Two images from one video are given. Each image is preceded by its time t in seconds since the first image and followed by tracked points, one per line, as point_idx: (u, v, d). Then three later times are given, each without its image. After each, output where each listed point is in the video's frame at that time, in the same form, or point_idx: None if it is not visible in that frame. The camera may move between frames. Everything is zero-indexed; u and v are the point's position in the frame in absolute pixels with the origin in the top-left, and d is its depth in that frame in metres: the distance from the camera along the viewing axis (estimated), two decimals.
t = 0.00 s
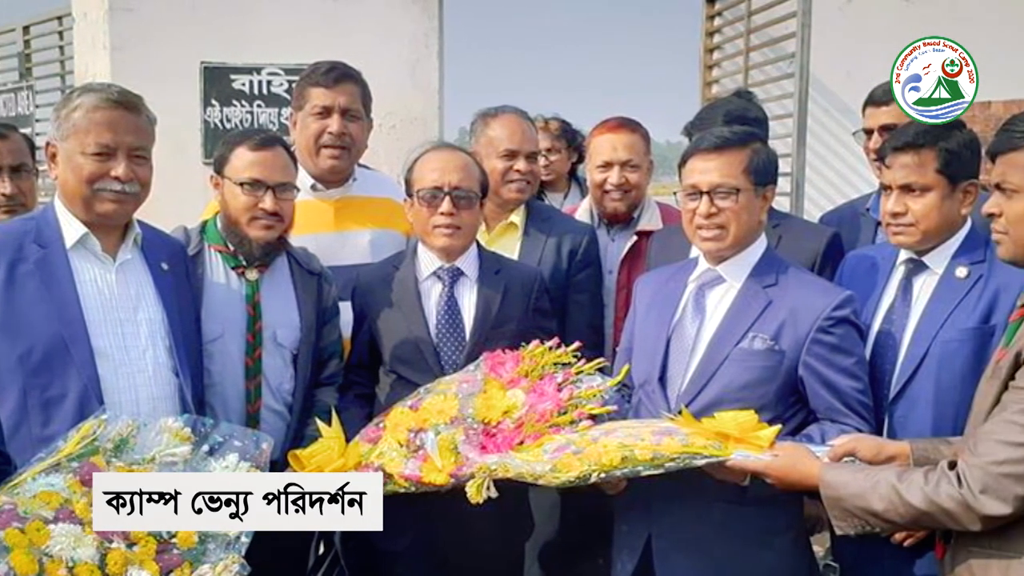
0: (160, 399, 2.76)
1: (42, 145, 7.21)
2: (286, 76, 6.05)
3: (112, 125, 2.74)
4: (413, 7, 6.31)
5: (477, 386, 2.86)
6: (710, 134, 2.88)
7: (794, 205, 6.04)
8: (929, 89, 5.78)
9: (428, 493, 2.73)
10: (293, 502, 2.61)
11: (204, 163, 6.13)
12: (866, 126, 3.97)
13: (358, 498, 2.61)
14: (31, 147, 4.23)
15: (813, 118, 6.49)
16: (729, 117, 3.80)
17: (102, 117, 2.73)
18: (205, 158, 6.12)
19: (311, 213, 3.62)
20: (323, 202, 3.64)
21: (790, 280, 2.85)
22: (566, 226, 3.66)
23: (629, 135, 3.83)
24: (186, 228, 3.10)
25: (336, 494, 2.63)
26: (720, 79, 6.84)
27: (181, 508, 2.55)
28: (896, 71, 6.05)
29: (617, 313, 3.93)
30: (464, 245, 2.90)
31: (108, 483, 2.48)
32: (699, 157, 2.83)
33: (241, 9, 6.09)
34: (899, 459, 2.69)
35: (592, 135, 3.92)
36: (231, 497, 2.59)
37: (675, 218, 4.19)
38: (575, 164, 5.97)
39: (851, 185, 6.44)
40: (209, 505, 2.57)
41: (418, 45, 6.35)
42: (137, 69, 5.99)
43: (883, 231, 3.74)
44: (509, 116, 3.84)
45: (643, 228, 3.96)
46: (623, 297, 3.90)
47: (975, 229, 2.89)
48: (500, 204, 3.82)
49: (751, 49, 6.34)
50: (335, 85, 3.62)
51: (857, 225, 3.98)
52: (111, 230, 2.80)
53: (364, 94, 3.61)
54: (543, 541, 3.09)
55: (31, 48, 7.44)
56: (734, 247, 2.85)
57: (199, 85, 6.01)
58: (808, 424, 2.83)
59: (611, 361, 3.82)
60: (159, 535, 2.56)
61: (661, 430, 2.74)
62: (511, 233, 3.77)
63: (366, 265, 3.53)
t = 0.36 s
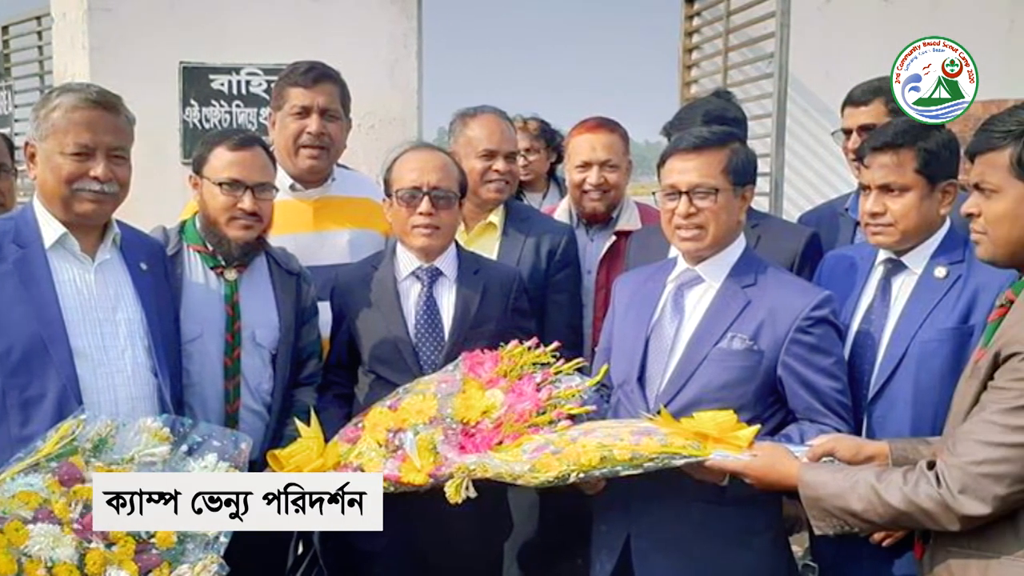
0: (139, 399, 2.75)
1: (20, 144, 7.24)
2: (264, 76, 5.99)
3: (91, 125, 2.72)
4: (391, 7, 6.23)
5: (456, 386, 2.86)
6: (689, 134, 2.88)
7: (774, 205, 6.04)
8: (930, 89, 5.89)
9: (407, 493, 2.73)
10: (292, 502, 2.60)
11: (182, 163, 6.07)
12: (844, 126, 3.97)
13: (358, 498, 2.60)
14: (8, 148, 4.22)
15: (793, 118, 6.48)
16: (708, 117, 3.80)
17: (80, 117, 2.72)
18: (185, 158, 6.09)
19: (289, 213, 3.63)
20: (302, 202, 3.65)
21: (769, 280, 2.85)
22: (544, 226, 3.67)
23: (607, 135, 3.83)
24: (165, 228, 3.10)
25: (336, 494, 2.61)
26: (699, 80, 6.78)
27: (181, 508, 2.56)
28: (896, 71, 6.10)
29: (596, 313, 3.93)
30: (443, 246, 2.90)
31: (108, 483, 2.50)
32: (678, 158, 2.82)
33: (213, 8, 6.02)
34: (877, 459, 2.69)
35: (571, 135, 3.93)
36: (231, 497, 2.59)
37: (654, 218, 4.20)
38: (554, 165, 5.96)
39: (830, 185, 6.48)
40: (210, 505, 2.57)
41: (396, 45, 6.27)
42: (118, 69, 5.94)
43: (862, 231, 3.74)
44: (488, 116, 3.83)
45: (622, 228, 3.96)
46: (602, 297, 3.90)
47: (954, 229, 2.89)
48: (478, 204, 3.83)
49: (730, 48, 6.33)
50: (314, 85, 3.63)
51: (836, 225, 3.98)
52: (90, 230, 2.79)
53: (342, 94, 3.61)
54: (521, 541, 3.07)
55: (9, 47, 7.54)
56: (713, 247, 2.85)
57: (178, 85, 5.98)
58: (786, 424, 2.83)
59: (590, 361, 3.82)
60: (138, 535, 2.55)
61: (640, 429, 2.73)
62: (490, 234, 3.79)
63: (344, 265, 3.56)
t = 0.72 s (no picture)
0: (117, 398, 2.75)
1: None
2: (243, 76, 5.99)
3: (70, 125, 2.71)
4: (370, 7, 6.20)
5: (435, 386, 2.85)
6: (668, 134, 2.88)
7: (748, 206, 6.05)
8: (929, 88, 6.27)
9: (385, 493, 2.74)
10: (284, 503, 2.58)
11: (162, 163, 6.09)
12: (823, 126, 3.97)
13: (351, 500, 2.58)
14: None
15: (771, 118, 6.41)
16: (687, 117, 3.80)
17: (60, 117, 2.70)
18: (163, 158, 6.13)
19: (268, 213, 3.64)
20: (281, 202, 3.66)
21: (748, 280, 2.86)
22: (523, 226, 3.68)
23: (586, 135, 3.84)
24: (144, 228, 3.09)
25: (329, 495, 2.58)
26: (678, 79, 6.73)
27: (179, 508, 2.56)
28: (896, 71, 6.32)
29: (575, 313, 3.94)
30: (422, 246, 2.90)
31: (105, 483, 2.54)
32: (657, 157, 2.82)
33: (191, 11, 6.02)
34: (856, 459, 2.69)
35: (550, 136, 3.93)
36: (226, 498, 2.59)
37: (633, 218, 4.21)
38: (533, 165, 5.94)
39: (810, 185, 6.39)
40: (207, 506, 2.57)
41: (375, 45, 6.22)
42: (96, 69, 5.98)
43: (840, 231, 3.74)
44: (466, 116, 3.83)
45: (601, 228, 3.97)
46: (581, 297, 3.91)
47: (933, 229, 2.89)
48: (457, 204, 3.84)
49: (708, 48, 6.31)
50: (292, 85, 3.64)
51: (815, 225, 3.98)
52: (69, 230, 2.78)
53: (321, 94, 3.64)
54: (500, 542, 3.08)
55: None
56: (692, 247, 2.85)
57: (156, 85, 6.01)
58: (765, 424, 2.83)
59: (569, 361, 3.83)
60: (117, 535, 2.53)
61: (619, 429, 2.73)
62: (469, 233, 3.78)
63: (323, 265, 3.57)
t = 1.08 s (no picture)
0: (96, 398, 2.75)
1: None
2: (223, 76, 6.07)
3: (48, 125, 2.70)
4: (349, 7, 6.21)
5: (414, 386, 2.85)
6: (647, 134, 2.88)
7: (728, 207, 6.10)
8: (930, 88, 6.31)
9: (364, 493, 2.74)
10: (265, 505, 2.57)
11: (140, 163, 6.18)
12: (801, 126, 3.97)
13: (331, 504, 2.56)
14: None
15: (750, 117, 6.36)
16: (666, 117, 3.80)
17: (38, 117, 2.69)
18: (142, 158, 6.19)
19: (247, 213, 3.65)
20: (259, 202, 3.66)
21: (727, 280, 2.86)
22: (502, 226, 3.69)
23: (565, 136, 3.84)
24: (123, 228, 3.09)
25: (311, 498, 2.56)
26: (657, 80, 6.73)
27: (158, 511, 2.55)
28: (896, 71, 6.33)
29: (553, 313, 3.93)
30: (401, 246, 2.91)
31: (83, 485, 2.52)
32: (636, 157, 2.82)
33: (176, 10, 6.03)
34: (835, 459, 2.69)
35: (529, 135, 3.94)
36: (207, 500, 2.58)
37: (612, 219, 4.21)
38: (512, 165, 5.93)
39: (788, 184, 6.43)
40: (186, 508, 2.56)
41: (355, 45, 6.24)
42: (73, 69, 6.00)
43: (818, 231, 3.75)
44: (445, 116, 3.82)
45: (580, 228, 3.98)
46: (559, 297, 3.91)
47: (912, 229, 2.89)
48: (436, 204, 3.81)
49: (688, 49, 6.30)
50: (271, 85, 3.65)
51: (793, 225, 3.98)
52: (48, 230, 2.77)
53: (300, 94, 3.64)
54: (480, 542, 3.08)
55: None
56: (671, 247, 2.85)
57: (135, 85, 6.05)
58: (744, 424, 2.83)
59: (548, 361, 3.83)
60: (96, 535, 2.52)
61: (597, 429, 2.73)
62: (447, 233, 3.80)
63: (302, 265, 3.59)
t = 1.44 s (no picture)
0: (75, 398, 2.75)
1: None
2: (201, 76, 6.11)
3: (27, 125, 2.69)
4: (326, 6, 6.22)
5: (393, 386, 2.86)
6: (626, 134, 2.88)
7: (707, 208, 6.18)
8: (930, 89, 6.23)
9: (343, 493, 2.74)
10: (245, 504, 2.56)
11: (118, 164, 6.24)
12: (780, 126, 3.97)
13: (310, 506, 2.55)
14: None
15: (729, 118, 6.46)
16: (645, 117, 3.79)
17: (17, 117, 2.69)
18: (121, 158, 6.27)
19: (226, 213, 3.67)
20: (239, 202, 3.69)
21: (706, 280, 2.87)
22: (481, 226, 3.70)
23: (544, 136, 3.86)
24: (102, 228, 3.09)
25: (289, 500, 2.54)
26: (636, 79, 6.66)
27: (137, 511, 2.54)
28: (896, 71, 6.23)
29: (532, 312, 3.95)
30: (380, 245, 2.92)
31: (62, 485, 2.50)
32: (615, 157, 2.82)
33: (151, 8, 6.10)
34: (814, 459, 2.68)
35: (508, 135, 3.96)
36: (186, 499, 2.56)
37: (590, 218, 4.23)
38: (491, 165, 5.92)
39: (766, 184, 6.59)
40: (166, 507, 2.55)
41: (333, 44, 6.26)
42: (52, 69, 6.05)
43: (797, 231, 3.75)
44: (424, 116, 3.82)
45: (558, 228, 4.00)
46: (538, 297, 3.92)
47: (891, 229, 2.89)
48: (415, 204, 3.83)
49: (666, 48, 6.32)
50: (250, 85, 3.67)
51: (773, 225, 3.99)
52: (27, 230, 2.76)
53: (279, 94, 3.66)
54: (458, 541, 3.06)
55: None
56: (650, 246, 2.85)
57: (114, 85, 6.11)
58: (723, 423, 2.83)
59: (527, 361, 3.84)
60: (74, 535, 2.51)
61: (576, 429, 2.73)
62: (426, 233, 3.80)
63: (281, 265, 3.61)
